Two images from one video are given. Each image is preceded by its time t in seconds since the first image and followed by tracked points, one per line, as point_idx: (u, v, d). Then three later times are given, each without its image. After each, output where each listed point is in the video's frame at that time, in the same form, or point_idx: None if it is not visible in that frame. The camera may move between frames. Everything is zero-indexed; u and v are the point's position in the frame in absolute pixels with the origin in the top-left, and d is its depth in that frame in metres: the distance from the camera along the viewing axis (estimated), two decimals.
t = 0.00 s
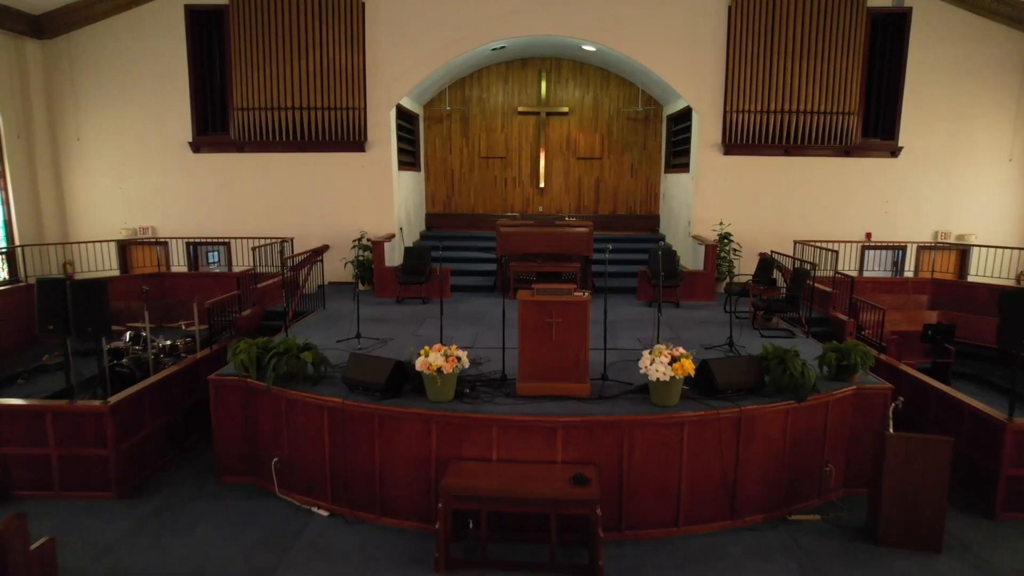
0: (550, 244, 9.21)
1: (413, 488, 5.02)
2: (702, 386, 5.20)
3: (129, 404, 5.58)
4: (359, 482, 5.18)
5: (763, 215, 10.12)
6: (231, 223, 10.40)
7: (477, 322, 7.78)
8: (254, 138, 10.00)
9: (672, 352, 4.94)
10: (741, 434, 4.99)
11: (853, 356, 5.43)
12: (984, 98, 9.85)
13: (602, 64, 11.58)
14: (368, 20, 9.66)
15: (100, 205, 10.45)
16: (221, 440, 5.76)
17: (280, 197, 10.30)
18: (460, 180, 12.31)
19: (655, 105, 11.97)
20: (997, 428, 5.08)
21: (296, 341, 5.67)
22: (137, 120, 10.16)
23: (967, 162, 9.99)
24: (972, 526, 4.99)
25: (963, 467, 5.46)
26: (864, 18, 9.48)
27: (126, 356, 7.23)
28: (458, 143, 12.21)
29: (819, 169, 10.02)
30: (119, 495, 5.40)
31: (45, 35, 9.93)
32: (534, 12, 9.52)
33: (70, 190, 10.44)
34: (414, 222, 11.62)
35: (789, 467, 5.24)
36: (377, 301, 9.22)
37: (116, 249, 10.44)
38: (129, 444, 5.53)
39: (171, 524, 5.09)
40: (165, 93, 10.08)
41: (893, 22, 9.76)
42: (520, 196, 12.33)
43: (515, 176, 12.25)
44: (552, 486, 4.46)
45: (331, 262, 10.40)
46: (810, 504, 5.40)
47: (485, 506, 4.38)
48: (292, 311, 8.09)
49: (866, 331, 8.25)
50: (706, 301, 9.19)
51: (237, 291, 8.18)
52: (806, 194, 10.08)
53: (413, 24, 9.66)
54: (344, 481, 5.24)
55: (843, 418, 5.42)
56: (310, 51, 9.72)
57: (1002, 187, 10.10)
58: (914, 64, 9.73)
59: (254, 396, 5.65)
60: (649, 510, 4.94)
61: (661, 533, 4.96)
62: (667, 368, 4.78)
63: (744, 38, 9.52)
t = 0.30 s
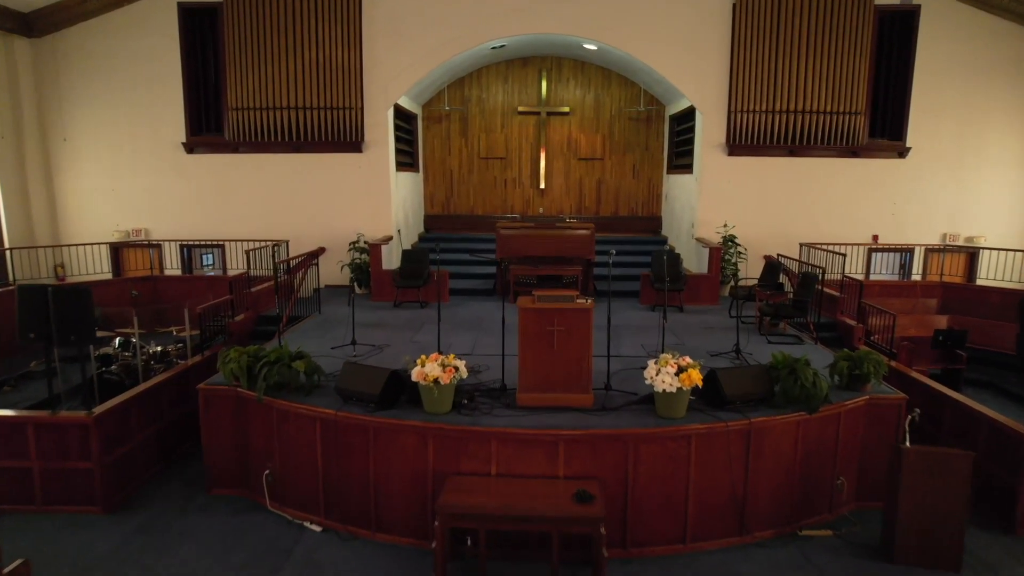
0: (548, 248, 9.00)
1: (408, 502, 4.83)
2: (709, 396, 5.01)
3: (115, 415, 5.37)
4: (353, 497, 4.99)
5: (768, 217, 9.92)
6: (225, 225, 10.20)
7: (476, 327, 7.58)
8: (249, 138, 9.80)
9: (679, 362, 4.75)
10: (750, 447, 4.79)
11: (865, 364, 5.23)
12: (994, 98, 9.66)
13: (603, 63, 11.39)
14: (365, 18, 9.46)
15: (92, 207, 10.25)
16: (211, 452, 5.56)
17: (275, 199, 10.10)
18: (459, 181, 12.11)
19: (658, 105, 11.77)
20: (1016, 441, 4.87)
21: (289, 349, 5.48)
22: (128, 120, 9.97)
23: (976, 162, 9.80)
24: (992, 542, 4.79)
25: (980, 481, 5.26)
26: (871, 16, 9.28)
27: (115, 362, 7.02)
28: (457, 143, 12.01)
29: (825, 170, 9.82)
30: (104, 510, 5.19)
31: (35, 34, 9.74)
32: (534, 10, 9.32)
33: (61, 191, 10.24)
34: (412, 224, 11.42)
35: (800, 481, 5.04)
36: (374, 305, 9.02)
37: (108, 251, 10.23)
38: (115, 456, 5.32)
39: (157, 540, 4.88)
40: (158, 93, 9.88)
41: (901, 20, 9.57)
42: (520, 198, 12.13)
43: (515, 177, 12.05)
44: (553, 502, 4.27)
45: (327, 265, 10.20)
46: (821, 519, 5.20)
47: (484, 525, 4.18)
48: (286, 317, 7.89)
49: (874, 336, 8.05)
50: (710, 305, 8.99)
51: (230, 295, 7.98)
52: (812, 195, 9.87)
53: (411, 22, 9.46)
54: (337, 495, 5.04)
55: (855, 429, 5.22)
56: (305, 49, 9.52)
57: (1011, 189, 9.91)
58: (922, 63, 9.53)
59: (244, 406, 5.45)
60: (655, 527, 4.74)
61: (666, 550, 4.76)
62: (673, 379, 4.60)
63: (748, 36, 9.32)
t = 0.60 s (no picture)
0: (550, 249, 8.95)
1: (405, 516, 4.68)
2: (716, 406, 4.85)
3: (103, 424, 5.21)
4: (348, 510, 4.83)
5: (772, 219, 9.76)
6: (221, 227, 10.04)
7: (476, 332, 7.42)
8: (244, 139, 9.64)
9: (684, 371, 4.60)
10: (758, 459, 4.63)
11: (876, 373, 5.06)
12: (1001, 98, 9.50)
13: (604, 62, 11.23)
14: (362, 16, 9.30)
15: (85, 208, 10.09)
16: (201, 462, 5.39)
17: (271, 201, 9.94)
18: (458, 181, 11.95)
19: (660, 105, 11.61)
20: None
21: (282, 357, 5.32)
22: (122, 120, 9.81)
23: (984, 163, 9.64)
24: (1009, 558, 4.62)
25: (995, 494, 5.08)
26: (877, 14, 9.12)
27: (106, 368, 6.86)
28: (456, 143, 11.85)
29: (830, 171, 9.65)
30: (90, 522, 5.03)
31: (27, 32, 9.59)
32: (534, 8, 9.16)
33: (54, 192, 10.09)
34: (411, 225, 11.26)
35: (809, 493, 4.88)
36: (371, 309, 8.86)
37: (102, 253, 10.06)
38: (102, 467, 5.16)
39: (144, 554, 4.71)
40: (152, 92, 9.72)
41: (907, 19, 9.41)
42: (520, 199, 11.97)
43: (515, 177, 11.89)
44: (555, 518, 4.11)
45: (324, 267, 10.03)
46: (831, 531, 5.04)
47: (483, 541, 4.03)
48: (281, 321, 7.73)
49: (881, 340, 7.90)
50: (714, 308, 8.82)
51: (224, 299, 7.82)
52: (817, 197, 9.71)
53: (409, 20, 9.29)
54: (331, 507, 4.89)
55: (866, 440, 5.05)
56: (301, 48, 9.36)
57: (1019, 190, 9.74)
58: (929, 62, 9.37)
59: (236, 416, 5.29)
60: (659, 541, 4.58)
61: (671, 565, 4.60)
62: (679, 390, 4.43)
63: (752, 35, 9.16)
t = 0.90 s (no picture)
0: (550, 251, 8.75)
1: (400, 534, 4.50)
2: (724, 419, 4.66)
3: (88, 437, 5.02)
4: (341, 527, 4.65)
5: (777, 221, 9.58)
6: (215, 230, 9.85)
7: (474, 338, 7.23)
8: (239, 140, 9.46)
9: (690, 383, 4.43)
10: (769, 475, 4.45)
11: (890, 384, 4.87)
12: (1011, 99, 9.32)
13: (605, 62, 11.04)
14: (358, 15, 9.11)
15: (77, 211, 9.90)
16: (190, 476, 5.20)
17: (266, 203, 9.75)
18: (457, 182, 11.76)
19: (662, 106, 11.43)
20: None
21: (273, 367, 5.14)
22: (115, 120, 9.62)
23: (993, 165, 9.45)
24: None
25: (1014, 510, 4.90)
26: (884, 13, 8.94)
27: (95, 376, 6.67)
28: (455, 144, 11.66)
29: (836, 173, 9.47)
30: (74, 540, 4.83)
31: (18, 31, 9.40)
32: (535, 7, 8.97)
33: (46, 194, 9.90)
34: (410, 228, 11.08)
35: (821, 509, 4.69)
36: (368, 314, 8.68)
37: (94, 257, 9.86)
38: (87, 481, 4.96)
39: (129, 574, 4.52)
40: (145, 93, 9.54)
41: (916, 17, 9.22)
42: (520, 200, 11.79)
43: (515, 178, 11.71)
44: (557, 539, 3.92)
45: (321, 271, 9.85)
46: (843, 548, 4.85)
47: (481, 564, 3.85)
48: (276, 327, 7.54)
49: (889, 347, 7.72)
50: (718, 313, 8.65)
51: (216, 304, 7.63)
52: (823, 199, 9.53)
53: (406, 19, 9.11)
54: (324, 524, 4.70)
55: (880, 454, 4.86)
56: (297, 48, 9.18)
57: None
58: (937, 62, 9.18)
59: (226, 428, 5.10)
60: (665, 560, 4.40)
61: None
62: (686, 404, 4.25)
63: (757, 34, 8.98)
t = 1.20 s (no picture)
0: (550, 254, 8.58)
1: (395, 551, 4.35)
2: (731, 432, 4.50)
3: (74, 449, 4.86)
4: (335, 543, 4.50)
5: (781, 224, 9.43)
6: (211, 232, 9.70)
7: (473, 345, 7.08)
8: (234, 141, 9.30)
9: (697, 396, 4.28)
10: (777, 490, 4.29)
11: (902, 396, 4.69)
12: (1019, 99, 9.16)
13: (606, 62, 10.89)
14: (355, 14, 8.96)
15: (70, 213, 9.75)
16: (180, 489, 5.04)
17: (262, 205, 9.60)
18: (456, 184, 11.61)
19: (664, 107, 11.27)
20: None
21: (266, 378, 4.99)
22: (108, 122, 9.46)
23: (1000, 167, 9.30)
24: None
25: None
26: (891, 12, 8.78)
27: (85, 384, 6.52)
28: (455, 145, 11.51)
29: (842, 175, 9.31)
30: (59, 556, 4.68)
31: (9, 31, 9.25)
32: (535, 6, 8.82)
33: (39, 197, 9.75)
34: (408, 230, 10.92)
35: (831, 525, 4.54)
36: (365, 319, 8.53)
37: (88, 260, 9.71)
38: (73, 495, 4.81)
39: None
40: (138, 94, 9.38)
41: (922, 17, 9.07)
42: (520, 202, 11.64)
43: (515, 180, 11.55)
44: (558, 559, 3.77)
45: (318, 275, 9.70)
46: (853, 565, 4.69)
47: None
48: (271, 333, 7.39)
49: (897, 353, 7.56)
50: (722, 317, 8.49)
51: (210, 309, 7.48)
52: (827, 201, 9.38)
53: (404, 19, 8.95)
54: (317, 540, 4.55)
55: (892, 468, 4.70)
56: (293, 48, 9.03)
57: None
58: (944, 62, 9.03)
59: (217, 440, 4.93)
60: None
61: None
62: (692, 417, 4.10)
63: (761, 34, 8.83)
